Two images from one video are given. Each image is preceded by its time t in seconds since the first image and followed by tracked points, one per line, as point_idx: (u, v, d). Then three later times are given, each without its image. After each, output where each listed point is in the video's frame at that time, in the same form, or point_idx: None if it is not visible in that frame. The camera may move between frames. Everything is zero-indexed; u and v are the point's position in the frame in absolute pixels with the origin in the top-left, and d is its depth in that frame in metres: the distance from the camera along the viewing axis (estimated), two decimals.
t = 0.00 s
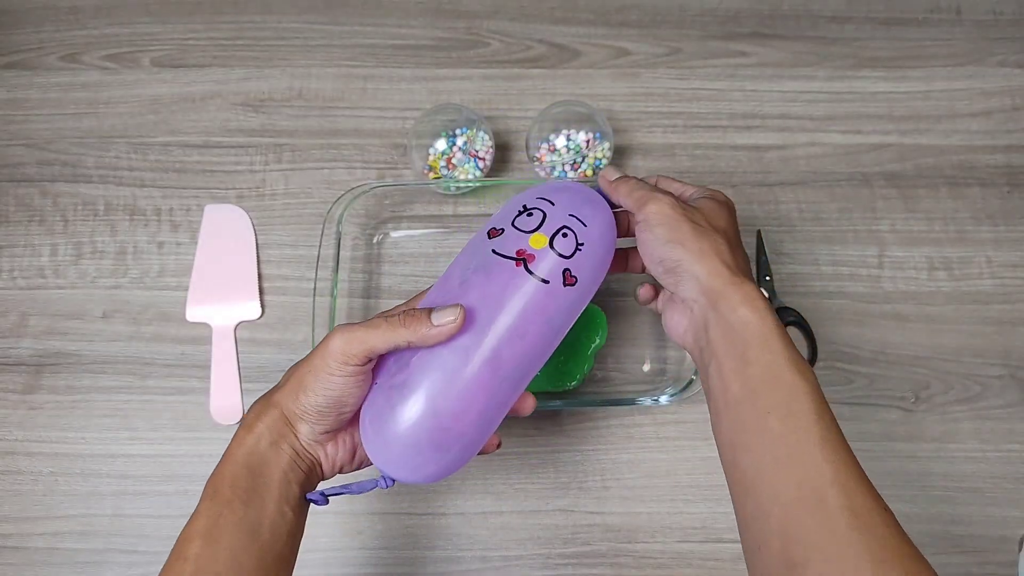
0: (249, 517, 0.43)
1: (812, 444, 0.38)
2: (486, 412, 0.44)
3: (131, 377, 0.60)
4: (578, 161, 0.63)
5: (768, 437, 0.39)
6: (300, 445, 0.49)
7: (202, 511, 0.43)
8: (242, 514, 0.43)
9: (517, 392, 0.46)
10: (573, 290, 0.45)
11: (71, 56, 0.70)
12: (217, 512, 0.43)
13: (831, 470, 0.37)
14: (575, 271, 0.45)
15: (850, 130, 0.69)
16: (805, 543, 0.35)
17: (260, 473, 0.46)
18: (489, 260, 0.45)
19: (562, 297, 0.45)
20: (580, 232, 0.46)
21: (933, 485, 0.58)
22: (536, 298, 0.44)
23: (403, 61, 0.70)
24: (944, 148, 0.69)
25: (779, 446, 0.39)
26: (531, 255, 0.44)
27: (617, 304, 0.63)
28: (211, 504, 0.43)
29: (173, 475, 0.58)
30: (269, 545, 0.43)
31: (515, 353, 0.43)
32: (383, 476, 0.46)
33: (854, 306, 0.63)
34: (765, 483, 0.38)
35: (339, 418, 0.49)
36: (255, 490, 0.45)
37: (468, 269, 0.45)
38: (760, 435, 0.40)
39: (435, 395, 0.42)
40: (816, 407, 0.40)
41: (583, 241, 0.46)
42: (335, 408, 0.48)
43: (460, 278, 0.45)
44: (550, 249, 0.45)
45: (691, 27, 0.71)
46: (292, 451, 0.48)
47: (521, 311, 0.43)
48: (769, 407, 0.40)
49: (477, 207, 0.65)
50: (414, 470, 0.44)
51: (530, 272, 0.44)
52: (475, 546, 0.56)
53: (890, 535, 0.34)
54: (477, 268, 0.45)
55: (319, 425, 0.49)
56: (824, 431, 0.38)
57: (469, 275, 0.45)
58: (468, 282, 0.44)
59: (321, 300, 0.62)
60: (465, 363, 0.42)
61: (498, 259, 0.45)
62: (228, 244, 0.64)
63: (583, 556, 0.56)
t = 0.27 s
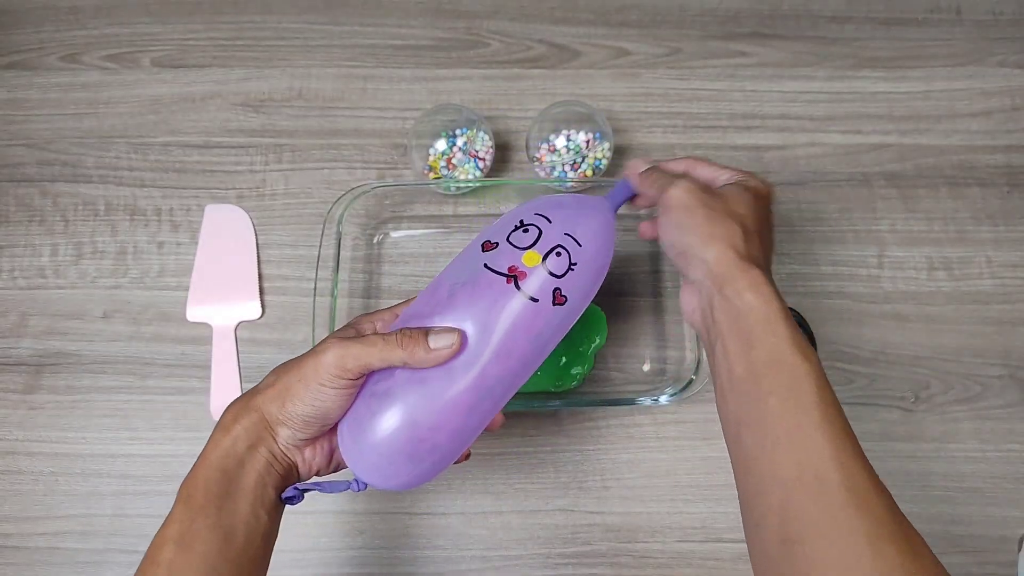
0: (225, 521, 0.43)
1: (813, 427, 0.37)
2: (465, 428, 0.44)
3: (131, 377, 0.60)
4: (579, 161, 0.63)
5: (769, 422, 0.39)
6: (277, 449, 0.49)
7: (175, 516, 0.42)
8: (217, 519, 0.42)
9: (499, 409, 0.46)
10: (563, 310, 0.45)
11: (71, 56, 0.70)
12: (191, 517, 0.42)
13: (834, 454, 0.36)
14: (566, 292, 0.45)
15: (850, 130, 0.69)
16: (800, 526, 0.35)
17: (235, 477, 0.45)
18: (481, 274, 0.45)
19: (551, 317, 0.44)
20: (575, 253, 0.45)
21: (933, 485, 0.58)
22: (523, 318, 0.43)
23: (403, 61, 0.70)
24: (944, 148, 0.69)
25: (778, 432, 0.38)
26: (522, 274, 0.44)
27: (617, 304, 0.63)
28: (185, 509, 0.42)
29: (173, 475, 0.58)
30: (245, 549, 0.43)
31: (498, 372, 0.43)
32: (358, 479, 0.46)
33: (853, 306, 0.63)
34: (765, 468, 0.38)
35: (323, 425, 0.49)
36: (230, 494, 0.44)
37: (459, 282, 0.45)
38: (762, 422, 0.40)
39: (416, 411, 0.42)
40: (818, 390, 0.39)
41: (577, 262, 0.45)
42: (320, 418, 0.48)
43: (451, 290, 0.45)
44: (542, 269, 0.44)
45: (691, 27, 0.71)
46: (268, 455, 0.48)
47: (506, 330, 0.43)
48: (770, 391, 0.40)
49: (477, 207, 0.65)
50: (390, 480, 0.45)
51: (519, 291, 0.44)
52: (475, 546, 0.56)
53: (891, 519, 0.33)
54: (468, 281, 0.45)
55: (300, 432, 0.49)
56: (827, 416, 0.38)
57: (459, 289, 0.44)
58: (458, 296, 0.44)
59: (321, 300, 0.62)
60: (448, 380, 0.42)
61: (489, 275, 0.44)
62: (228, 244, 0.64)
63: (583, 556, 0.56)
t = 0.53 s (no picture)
0: (203, 522, 0.44)
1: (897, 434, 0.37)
2: (439, 433, 0.44)
3: (131, 377, 0.60)
4: (578, 161, 0.63)
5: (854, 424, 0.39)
6: (257, 449, 0.49)
7: (156, 517, 0.43)
8: (196, 521, 0.43)
9: (474, 416, 0.46)
10: (541, 321, 0.45)
11: (71, 57, 0.70)
12: (171, 518, 0.43)
13: (918, 457, 0.36)
14: (546, 303, 0.45)
15: (850, 130, 0.69)
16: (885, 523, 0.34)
17: (215, 478, 0.46)
18: (462, 282, 0.45)
19: (529, 327, 0.44)
20: (557, 264, 0.45)
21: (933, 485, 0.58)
22: (501, 326, 0.43)
23: (403, 61, 0.70)
24: (944, 149, 0.69)
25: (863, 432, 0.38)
26: (504, 283, 0.44)
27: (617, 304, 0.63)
28: (166, 510, 0.43)
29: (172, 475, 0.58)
30: (223, 549, 0.44)
31: (474, 379, 0.43)
32: (330, 483, 0.46)
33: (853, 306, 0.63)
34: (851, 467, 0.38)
35: (300, 425, 0.49)
36: (209, 495, 0.45)
37: (441, 288, 0.45)
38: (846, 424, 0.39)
39: (389, 415, 0.42)
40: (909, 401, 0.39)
41: (558, 273, 0.45)
42: (296, 417, 0.48)
43: (432, 296, 0.45)
44: (523, 279, 0.44)
45: (691, 27, 0.71)
46: (248, 455, 0.48)
47: (483, 337, 0.43)
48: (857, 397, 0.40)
49: (477, 207, 0.65)
50: (363, 483, 0.45)
51: (500, 300, 0.44)
52: (474, 547, 0.56)
53: (982, 536, 0.33)
54: (449, 288, 0.45)
55: (278, 432, 0.49)
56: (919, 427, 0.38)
57: (440, 295, 0.45)
58: (438, 302, 0.44)
59: (321, 300, 0.62)
60: (423, 385, 0.42)
61: (470, 283, 0.44)
62: (228, 244, 0.64)
63: (583, 556, 0.56)
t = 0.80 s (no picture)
0: (203, 516, 0.44)
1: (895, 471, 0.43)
2: (440, 430, 0.44)
3: (131, 377, 0.60)
4: (578, 161, 0.63)
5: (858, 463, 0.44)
6: (258, 443, 0.49)
7: (158, 508, 0.44)
8: (196, 514, 0.44)
9: (473, 413, 0.46)
10: (541, 321, 0.45)
11: (71, 57, 0.70)
12: (172, 510, 0.44)
13: (909, 489, 0.41)
14: (546, 303, 0.45)
15: (850, 130, 0.69)
16: (882, 547, 0.39)
17: (216, 471, 0.46)
18: (464, 280, 0.45)
19: (529, 326, 0.45)
20: (557, 265, 0.46)
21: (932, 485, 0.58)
22: (502, 324, 0.44)
23: (403, 61, 0.70)
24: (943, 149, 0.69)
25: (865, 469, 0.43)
26: (505, 282, 0.44)
27: (617, 304, 0.63)
28: (167, 502, 0.44)
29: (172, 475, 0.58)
30: (223, 543, 0.44)
31: (474, 376, 0.44)
32: (331, 478, 0.46)
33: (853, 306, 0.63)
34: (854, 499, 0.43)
35: (299, 422, 0.49)
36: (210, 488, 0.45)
37: (443, 286, 0.45)
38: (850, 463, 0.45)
39: (391, 411, 0.42)
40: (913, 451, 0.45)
41: (558, 274, 0.46)
42: (296, 413, 0.47)
43: (434, 294, 0.45)
44: (524, 278, 0.45)
45: (691, 27, 0.71)
46: (249, 449, 0.48)
47: (485, 335, 0.43)
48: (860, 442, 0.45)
49: (477, 207, 0.65)
50: (361, 479, 0.44)
51: (501, 299, 0.44)
52: (475, 547, 0.56)
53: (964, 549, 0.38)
54: (451, 286, 0.45)
55: (278, 426, 0.48)
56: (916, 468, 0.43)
57: (442, 293, 0.45)
58: (440, 300, 0.45)
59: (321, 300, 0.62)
60: (425, 381, 0.42)
61: (472, 281, 0.45)
62: (228, 244, 0.64)
63: (583, 556, 0.56)
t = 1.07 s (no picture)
0: (203, 522, 0.44)
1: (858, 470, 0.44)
2: (437, 437, 0.44)
3: (132, 377, 0.60)
4: (579, 161, 0.63)
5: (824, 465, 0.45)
6: (256, 449, 0.48)
7: (157, 514, 0.43)
8: (195, 520, 0.43)
9: (471, 421, 0.46)
10: (538, 330, 0.45)
11: (71, 57, 0.70)
12: (171, 516, 0.43)
13: (876, 489, 0.42)
14: (543, 312, 0.45)
15: (850, 130, 0.69)
16: (848, 547, 0.40)
17: (215, 477, 0.46)
18: (461, 289, 0.45)
19: (527, 335, 0.45)
20: (554, 274, 0.46)
21: (932, 485, 0.58)
22: (499, 333, 0.44)
23: (404, 61, 0.70)
24: (944, 149, 0.69)
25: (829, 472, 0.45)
26: (502, 291, 0.45)
27: (617, 304, 0.63)
28: (166, 507, 0.43)
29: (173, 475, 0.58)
30: (222, 549, 0.44)
31: (472, 384, 0.44)
32: (327, 486, 0.46)
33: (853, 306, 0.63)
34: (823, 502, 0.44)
35: (297, 429, 0.49)
36: (209, 494, 0.45)
37: (439, 296, 0.46)
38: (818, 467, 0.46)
39: (388, 419, 0.42)
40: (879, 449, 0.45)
41: (555, 283, 0.46)
42: (295, 421, 0.48)
43: (431, 303, 0.45)
44: (521, 287, 0.45)
45: (691, 27, 0.71)
46: (248, 455, 0.48)
47: (482, 344, 0.44)
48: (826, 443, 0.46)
49: (477, 207, 0.65)
50: (359, 486, 0.45)
51: (498, 307, 0.44)
52: (475, 546, 0.56)
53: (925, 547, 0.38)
54: (448, 296, 0.45)
55: (277, 433, 0.48)
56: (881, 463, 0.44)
57: (439, 302, 0.45)
58: (437, 309, 0.45)
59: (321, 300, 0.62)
60: (423, 389, 0.43)
61: (469, 290, 0.45)
62: (228, 244, 0.64)
63: (583, 556, 0.56)
